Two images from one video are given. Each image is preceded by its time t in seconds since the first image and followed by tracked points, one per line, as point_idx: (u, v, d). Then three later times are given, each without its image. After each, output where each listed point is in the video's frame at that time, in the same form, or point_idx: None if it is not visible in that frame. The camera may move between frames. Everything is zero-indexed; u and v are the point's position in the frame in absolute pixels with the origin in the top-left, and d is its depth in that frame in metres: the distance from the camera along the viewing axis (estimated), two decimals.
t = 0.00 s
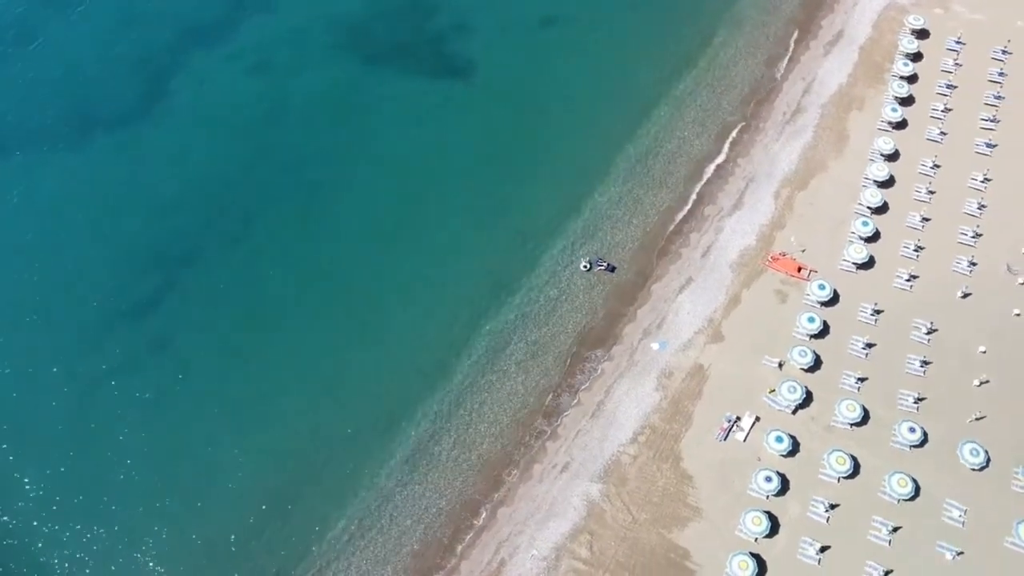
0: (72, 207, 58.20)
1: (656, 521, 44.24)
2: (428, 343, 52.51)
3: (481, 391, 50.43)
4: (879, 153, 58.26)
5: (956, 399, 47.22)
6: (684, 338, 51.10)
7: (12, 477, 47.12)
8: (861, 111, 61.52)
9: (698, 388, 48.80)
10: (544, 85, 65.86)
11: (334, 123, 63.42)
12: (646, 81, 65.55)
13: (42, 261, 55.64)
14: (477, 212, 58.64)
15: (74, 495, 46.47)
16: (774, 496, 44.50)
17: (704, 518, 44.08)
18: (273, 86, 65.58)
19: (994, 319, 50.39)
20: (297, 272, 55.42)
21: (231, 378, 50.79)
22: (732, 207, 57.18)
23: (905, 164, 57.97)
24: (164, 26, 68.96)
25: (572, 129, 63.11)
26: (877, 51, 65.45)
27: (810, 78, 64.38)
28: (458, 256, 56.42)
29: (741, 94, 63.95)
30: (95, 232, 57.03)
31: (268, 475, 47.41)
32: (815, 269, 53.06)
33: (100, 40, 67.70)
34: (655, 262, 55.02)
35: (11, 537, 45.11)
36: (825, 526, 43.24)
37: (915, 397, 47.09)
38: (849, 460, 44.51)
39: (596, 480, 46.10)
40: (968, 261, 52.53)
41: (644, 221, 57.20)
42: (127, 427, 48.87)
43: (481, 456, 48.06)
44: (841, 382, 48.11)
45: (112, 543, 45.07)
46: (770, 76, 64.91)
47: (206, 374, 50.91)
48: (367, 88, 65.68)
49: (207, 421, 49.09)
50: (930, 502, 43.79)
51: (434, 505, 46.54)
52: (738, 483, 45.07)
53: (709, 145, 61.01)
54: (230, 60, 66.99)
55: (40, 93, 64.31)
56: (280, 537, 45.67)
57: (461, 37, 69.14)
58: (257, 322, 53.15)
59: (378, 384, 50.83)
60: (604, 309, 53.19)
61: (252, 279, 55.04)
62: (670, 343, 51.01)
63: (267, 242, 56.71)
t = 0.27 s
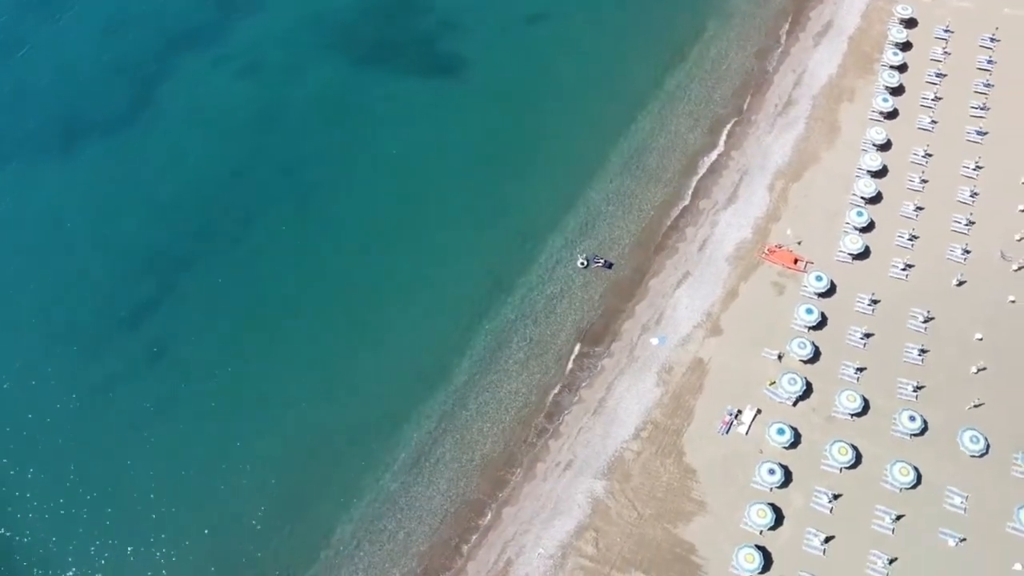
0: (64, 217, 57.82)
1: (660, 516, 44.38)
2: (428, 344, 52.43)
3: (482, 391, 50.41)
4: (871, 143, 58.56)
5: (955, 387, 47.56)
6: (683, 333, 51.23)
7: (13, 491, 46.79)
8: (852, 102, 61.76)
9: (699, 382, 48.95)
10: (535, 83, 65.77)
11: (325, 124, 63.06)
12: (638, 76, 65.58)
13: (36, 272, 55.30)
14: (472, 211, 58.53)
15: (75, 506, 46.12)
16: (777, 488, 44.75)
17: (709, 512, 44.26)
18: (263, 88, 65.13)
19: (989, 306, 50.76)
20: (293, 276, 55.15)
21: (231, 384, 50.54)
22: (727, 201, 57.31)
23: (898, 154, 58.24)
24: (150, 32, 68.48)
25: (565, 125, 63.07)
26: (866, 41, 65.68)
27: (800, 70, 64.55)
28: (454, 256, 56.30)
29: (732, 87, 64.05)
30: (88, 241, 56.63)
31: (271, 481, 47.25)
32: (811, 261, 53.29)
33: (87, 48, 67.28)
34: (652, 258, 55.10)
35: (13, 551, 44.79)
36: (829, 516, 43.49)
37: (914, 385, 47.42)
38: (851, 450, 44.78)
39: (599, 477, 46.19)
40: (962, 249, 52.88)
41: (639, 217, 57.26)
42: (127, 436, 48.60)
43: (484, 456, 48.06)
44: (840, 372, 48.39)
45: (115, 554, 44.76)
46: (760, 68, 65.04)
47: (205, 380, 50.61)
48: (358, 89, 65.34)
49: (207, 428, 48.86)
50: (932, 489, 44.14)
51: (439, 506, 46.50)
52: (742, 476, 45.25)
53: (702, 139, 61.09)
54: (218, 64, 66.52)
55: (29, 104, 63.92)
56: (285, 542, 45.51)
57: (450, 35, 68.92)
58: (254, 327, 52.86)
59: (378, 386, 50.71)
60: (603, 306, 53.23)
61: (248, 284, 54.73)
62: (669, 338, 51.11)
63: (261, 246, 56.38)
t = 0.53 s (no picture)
0: (53, 226, 57.13)
1: (664, 511, 44.55)
2: (426, 344, 52.33)
3: (482, 390, 50.38)
4: (861, 132, 58.87)
5: (951, 373, 47.99)
6: (680, 327, 51.39)
7: (12, 506, 46.35)
8: (840, 91, 62.04)
9: (698, 375, 49.14)
10: (524, 80, 65.67)
11: (315, 127, 62.68)
12: (626, 71, 65.60)
13: (27, 283, 54.61)
14: (465, 210, 58.44)
15: (76, 520, 45.77)
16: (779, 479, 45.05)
17: (712, 505, 44.48)
18: (250, 92, 64.65)
19: (982, 291, 51.21)
20: (288, 281, 54.87)
21: (229, 391, 50.23)
22: (719, 193, 57.47)
23: (887, 142, 58.58)
24: (134, 36, 67.68)
25: (555, 122, 63.01)
26: (853, 30, 65.96)
27: (788, 61, 64.76)
28: (449, 256, 56.18)
29: (720, 79, 64.18)
30: (77, 251, 55.97)
31: (273, 488, 47.07)
32: (805, 251, 53.56)
33: (69, 53, 66.34)
34: (647, 252, 55.21)
35: (14, 567, 44.36)
36: (831, 505, 43.82)
37: (911, 372, 47.81)
38: (851, 439, 45.13)
39: (602, 473, 46.30)
40: (954, 235, 53.31)
41: (633, 212, 57.33)
42: (125, 446, 48.19)
43: (487, 455, 48.06)
44: (838, 361, 48.70)
45: (118, 566, 44.47)
46: (748, 60, 65.20)
47: (204, 388, 50.28)
48: (347, 90, 64.96)
49: (207, 436, 48.57)
50: (932, 475, 44.58)
51: (443, 507, 46.49)
52: (744, 468, 45.51)
53: (693, 132, 61.21)
54: (204, 68, 65.92)
55: (12, 111, 62.98)
56: (290, 549, 45.38)
57: (437, 34, 68.63)
58: (251, 333, 52.57)
59: (377, 389, 50.58)
60: (600, 302, 53.29)
61: (243, 290, 54.36)
62: (667, 333, 51.26)
63: (255, 251, 56.00)
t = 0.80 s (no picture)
0: (43, 238, 56.58)
1: (669, 505, 44.75)
2: (424, 346, 52.23)
3: (482, 391, 50.34)
4: (850, 122, 59.20)
5: (947, 358, 48.44)
6: (678, 320, 51.57)
7: (13, 522, 46.01)
8: (828, 81, 62.35)
9: (697, 369, 49.34)
10: (513, 77, 65.58)
11: (304, 130, 62.34)
12: (615, 66, 65.63)
13: (19, 296, 54.09)
14: (458, 211, 58.32)
15: (78, 534, 45.52)
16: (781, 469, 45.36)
17: (716, 497, 44.73)
18: (238, 97, 64.24)
19: (975, 276, 51.67)
20: (283, 286, 54.60)
21: (228, 400, 49.98)
22: (712, 186, 57.65)
23: (876, 130, 58.95)
24: (118, 43, 67.08)
25: (546, 119, 62.93)
26: (838, 19, 66.27)
27: (775, 52, 64.99)
28: (444, 257, 56.07)
29: (709, 72, 64.33)
30: (68, 263, 55.46)
31: (276, 496, 46.91)
32: (799, 242, 53.84)
33: (53, 63, 65.70)
34: (642, 247, 55.31)
35: None
36: (834, 494, 44.19)
37: (908, 359, 48.23)
38: (851, 427, 45.49)
39: (606, 469, 46.45)
40: (946, 221, 53.75)
41: (627, 207, 57.40)
42: (126, 458, 47.91)
43: (489, 455, 48.06)
44: (835, 350, 49.05)
45: None
46: (736, 51, 65.39)
47: (202, 397, 50.01)
48: (334, 92, 64.64)
49: (208, 445, 48.34)
50: (931, 460, 45.03)
51: (447, 509, 46.46)
52: (746, 459, 45.79)
53: (683, 125, 61.32)
54: (191, 73, 65.43)
55: None
56: (295, 556, 45.27)
57: (424, 33, 68.38)
58: (248, 340, 52.32)
59: (377, 392, 50.44)
60: (596, 298, 53.35)
61: (237, 297, 54.06)
62: (664, 327, 51.42)
63: (248, 257, 55.68)
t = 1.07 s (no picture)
0: (32, 251, 56.01)
1: (672, 498, 44.89)
2: (422, 348, 52.10)
3: (481, 391, 50.29)
4: (838, 110, 59.52)
5: (942, 343, 48.84)
6: (674, 314, 51.71)
7: (12, 539, 45.58)
8: (815, 70, 62.64)
9: (695, 361, 49.51)
10: (500, 75, 65.45)
11: (292, 134, 61.91)
12: (602, 61, 65.65)
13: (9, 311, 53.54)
14: (451, 211, 58.16)
15: (80, 549, 45.15)
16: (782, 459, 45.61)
17: (719, 489, 44.92)
18: (224, 102, 63.72)
19: (967, 261, 52.11)
20: (277, 292, 54.27)
21: (225, 408, 49.66)
22: (703, 179, 57.81)
23: (864, 119, 59.29)
24: (100, 51, 66.41)
25: (534, 116, 62.87)
26: (822, 9, 66.59)
27: (761, 43, 65.23)
28: (438, 258, 55.91)
29: (696, 65, 64.48)
30: (58, 276, 54.92)
31: (278, 503, 46.67)
32: (792, 231, 54.09)
33: (35, 73, 64.99)
34: (635, 242, 55.40)
35: None
36: (836, 481, 44.51)
37: (903, 345, 48.61)
38: (850, 414, 45.82)
39: (608, 465, 46.52)
40: (936, 207, 54.18)
41: (619, 202, 57.46)
42: (125, 471, 47.56)
43: (491, 455, 48.03)
44: (831, 338, 49.36)
45: None
46: (722, 44, 65.59)
47: (200, 407, 49.69)
48: (321, 94, 64.26)
49: (208, 455, 48.02)
50: (930, 445, 45.42)
51: (451, 510, 46.40)
52: (748, 450, 46.02)
53: (672, 119, 61.44)
54: (175, 80, 64.86)
55: None
56: (300, 563, 45.09)
57: (410, 33, 68.12)
58: (243, 347, 51.98)
59: (376, 396, 50.26)
60: (592, 295, 53.40)
61: (231, 304, 53.68)
62: (661, 321, 51.54)
63: (241, 264, 55.28)
